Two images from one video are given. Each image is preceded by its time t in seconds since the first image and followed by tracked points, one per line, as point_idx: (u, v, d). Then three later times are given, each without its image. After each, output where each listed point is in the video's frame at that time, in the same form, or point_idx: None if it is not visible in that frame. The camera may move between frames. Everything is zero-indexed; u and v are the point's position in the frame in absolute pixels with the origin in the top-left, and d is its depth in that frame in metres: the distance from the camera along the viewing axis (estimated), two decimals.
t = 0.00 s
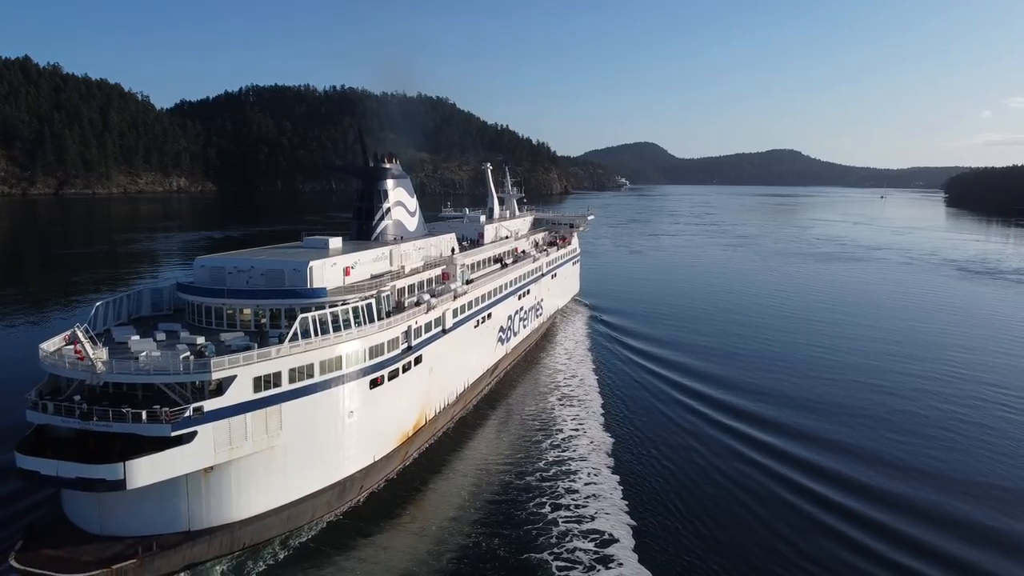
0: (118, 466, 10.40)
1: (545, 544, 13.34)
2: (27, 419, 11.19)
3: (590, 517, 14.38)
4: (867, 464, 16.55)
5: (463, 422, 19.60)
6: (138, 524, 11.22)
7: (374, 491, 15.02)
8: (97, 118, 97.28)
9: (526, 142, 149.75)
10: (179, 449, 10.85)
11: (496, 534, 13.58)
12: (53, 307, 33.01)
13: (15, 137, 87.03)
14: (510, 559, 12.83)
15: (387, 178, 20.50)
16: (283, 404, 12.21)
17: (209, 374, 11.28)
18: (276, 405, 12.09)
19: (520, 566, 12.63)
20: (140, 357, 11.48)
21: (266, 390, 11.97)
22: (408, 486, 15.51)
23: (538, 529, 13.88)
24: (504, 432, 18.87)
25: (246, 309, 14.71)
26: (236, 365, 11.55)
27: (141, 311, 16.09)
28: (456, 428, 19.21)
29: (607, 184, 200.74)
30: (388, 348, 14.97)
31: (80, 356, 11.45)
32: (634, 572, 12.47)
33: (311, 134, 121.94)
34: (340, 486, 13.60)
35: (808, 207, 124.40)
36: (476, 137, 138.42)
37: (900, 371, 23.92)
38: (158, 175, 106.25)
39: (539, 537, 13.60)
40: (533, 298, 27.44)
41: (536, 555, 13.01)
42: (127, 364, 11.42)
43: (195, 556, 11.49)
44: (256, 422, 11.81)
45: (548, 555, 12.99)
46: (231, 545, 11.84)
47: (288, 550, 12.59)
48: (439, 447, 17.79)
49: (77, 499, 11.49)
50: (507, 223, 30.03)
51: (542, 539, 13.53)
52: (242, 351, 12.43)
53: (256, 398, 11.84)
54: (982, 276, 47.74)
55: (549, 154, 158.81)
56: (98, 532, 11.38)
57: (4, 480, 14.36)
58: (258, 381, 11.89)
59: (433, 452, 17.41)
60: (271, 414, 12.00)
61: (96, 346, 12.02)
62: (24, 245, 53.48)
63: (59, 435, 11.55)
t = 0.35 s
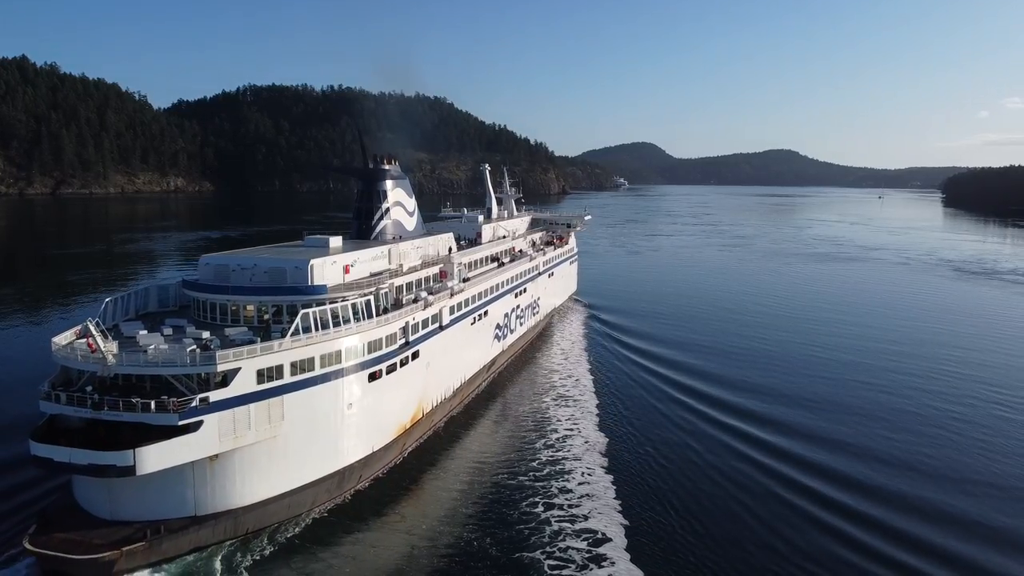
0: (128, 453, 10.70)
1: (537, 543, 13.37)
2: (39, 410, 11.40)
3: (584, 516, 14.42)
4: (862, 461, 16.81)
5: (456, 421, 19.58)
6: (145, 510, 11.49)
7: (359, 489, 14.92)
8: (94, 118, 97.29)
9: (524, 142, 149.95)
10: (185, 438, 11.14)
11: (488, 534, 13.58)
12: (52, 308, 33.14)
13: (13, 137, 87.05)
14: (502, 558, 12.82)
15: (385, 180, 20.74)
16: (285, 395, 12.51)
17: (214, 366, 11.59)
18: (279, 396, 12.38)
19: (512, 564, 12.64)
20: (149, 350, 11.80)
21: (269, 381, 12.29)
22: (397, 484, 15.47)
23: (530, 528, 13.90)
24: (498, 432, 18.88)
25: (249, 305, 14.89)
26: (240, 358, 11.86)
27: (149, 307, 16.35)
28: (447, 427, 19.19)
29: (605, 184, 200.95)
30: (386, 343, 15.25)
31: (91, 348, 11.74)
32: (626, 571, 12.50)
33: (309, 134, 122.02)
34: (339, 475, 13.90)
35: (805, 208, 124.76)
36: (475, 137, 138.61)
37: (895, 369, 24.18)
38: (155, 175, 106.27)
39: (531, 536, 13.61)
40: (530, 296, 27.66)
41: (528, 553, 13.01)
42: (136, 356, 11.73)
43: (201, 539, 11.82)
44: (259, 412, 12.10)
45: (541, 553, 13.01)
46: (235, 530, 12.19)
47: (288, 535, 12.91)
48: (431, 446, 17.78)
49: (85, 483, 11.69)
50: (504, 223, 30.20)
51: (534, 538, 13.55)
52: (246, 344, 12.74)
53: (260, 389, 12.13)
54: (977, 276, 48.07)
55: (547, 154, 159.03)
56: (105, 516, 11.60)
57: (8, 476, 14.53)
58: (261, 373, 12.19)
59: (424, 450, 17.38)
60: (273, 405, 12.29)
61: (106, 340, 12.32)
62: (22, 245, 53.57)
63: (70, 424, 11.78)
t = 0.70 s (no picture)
0: (139, 441, 11.08)
1: (531, 542, 13.41)
2: (54, 400, 11.84)
3: (578, 515, 14.47)
4: (857, 457, 17.04)
5: (450, 420, 19.56)
6: (155, 495, 11.88)
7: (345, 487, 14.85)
8: (92, 118, 97.37)
9: (523, 142, 150.01)
10: (193, 427, 11.54)
11: (481, 532, 13.60)
12: (51, 307, 33.24)
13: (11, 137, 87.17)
14: (495, 556, 12.86)
15: (386, 180, 20.97)
16: (289, 387, 12.92)
17: (221, 358, 12.02)
18: (282, 388, 12.80)
19: (505, 563, 12.69)
20: (159, 343, 12.22)
21: (273, 373, 12.70)
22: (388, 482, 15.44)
23: (524, 527, 13.94)
24: (493, 430, 18.89)
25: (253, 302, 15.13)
26: (245, 350, 12.26)
27: (157, 303, 16.53)
28: (441, 425, 19.20)
29: (603, 184, 201.00)
30: (386, 337, 15.59)
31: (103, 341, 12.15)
32: (619, 570, 12.60)
33: (307, 133, 122.12)
34: (339, 465, 14.26)
35: (804, 208, 124.91)
36: (474, 136, 138.69)
37: (891, 367, 24.39)
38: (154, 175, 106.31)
39: (525, 535, 13.65)
40: (527, 294, 27.83)
41: (522, 552, 13.05)
42: (147, 349, 12.15)
43: (207, 524, 12.21)
44: (263, 403, 12.51)
45: (535, 552, 13.07)
46: (240, 516, 12.60)
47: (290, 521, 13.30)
48: (424, 443, 17.76)
49: (96, 470, 12.06)
50: (502, 222, 30.36)
51: (528, 537, 13.60)
52: (250, 338, 13.16)
53: (264, 381, 12.54)
54: (975, 276, 48.29)
55: (546, 154, 159.13)
56: (115, 502, 11.98)
57: (12, 470, 14.71)
58: (266, 365, 12.58)
59: (417, 448, 17.37)
60: (277, 396, 12.69)
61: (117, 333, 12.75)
62: (21, 245, 53.70)
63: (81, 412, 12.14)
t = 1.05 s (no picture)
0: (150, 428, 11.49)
1: (525, 539, 13.48)
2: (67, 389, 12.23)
3: (573, 513, 14.53)
4: (852, 452, 17.30)
5: (443, 418, 19.54)
6: (164, 481, 12.32)
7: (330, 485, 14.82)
8: (89, 117, 97.26)
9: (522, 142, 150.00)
10: (201, 416, 11.97)
11: (475, 530, 13.65)
12: (51, 306, 33.40)
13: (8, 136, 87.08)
14: (490, 553, 12.92)
15: (387, 180, 21.22)
16: (292, 378, 13.32)
17: (227, 350, 12.42)
18: (286, 378, 13.22)
19: (500, 560, 12.74)
20: (168, 335, 12.62)
21: (277, 365, 13.12)
22: (372, 480, 15.39)
23: (519, 525, 13.99)
24: (488, 429, 18.88)
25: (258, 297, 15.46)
26: (250, 344, 12.68)
27: (164, 299, 16.77)
28: (438, 421, 19.30)
29: (602, 183, 201.00)
30: (386, 332, 15.90)
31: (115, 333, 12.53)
32: (615, 567, 12.67)
33: (305, 133, 122.15)
34: (341, 454, 14.69)
35: (802, 207, 125.09)
36: (472, 136, 138.83)
37: (888, 365, 24.60)
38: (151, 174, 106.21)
39: (519, 533, 13.70)
40: (525, 292, 28.06)
41: (516, 549, 13.12)
42: (156, 341, 12.55)
43: (215, 509, 12.63)
44: (267, 394, 12.93)
45: (530, 549, 13.14)
46: (246, 501, 13.03)
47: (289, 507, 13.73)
48: (416, 441, 17.74)
49: (108, 458, 12.48)
50: (501, 221, 30.50)
51: (523, 535, 13.65)
52: (255, 331, 13.56)
53: (269, 372, 12.96)
54: (971, 276, 48.57)
55: (544, 154, 159.24)
56: (127, 488, 12.40)
57: (18, 464, 14.95)
58: (270, 357, 12.99)
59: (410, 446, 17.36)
60: (280, 387, 13.12)
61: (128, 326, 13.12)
62: (18, 245, 53.67)
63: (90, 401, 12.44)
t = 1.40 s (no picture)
0: (160, 417, 11.86)
1: (521, 536, 13.51)
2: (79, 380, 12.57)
3: (569, 510, 14.59)
4: (847, 445, 17.50)
5: (437, 413, 19.49)
6: (173, 469, 12.70)
7: (317, 480, 14.73)
8: (87, 117, 97.21)
9: (520, 141, 150.01)
10: (209, 405, 12.35)
11: (470, 527, 13.66)
12: (52, 305, 33.60)
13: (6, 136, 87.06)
14: (485, 550, 12.93)
15: (388, 180, 21.55)
16: (296, 370, 13.69)
17: (234, 342, 12.77)
18: (289, 370, 13.59)
19: (495, 557, 12.76)
20: (177, 329, 12.97)
21: (282, 357, 13.46)
22: (357, 476, 15.28)
23: (514, 522, 14.01)
24: (484, 426, 18.87)
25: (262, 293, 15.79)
26: (256, 336, 13.01)
27: (172, 295, 16.94)
28: (434, 416, 19.33)
29: (600, 182, 200.98)
30: (386, 326, 16.19)
31: (128, 327, 12.88)
32: (609, 563, 12.73)
33: (304, 132, 122.23)
34: (343, 444, 15.05)
35: (801, 207, 125.29)
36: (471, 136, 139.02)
37: (885, 362, 24.77)
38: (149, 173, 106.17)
39: (515, 530, 13.73)
40: (524, 289, 28.26)
41: (512, 546, 13.15)
42: (166, 333, 12.94)
43: (221, 494, 13.03)
44: (272, 384, 13.31)
45: (525, 546, 13.18)
46: (251, 488, 13.44)
47: (290, 494, 14.07)
48: (409, 437, 17.69)
49: (118, 446, 12.83)
50: (501, 220, 30.69)
51: (518, 532, 13.68)
52: (261, 324, 13.91)
53: (274, 364, 13.32)
54: (969, 275, 48.77)
55: (543, 153, 159.38)
56: (136, 475, 12.77)
57: (22, 456, 15.12)
58: (275, 349, 13.36)
59: (403, 442, 17.31)
60: (285, 378, 13.49)
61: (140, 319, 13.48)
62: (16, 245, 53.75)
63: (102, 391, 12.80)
